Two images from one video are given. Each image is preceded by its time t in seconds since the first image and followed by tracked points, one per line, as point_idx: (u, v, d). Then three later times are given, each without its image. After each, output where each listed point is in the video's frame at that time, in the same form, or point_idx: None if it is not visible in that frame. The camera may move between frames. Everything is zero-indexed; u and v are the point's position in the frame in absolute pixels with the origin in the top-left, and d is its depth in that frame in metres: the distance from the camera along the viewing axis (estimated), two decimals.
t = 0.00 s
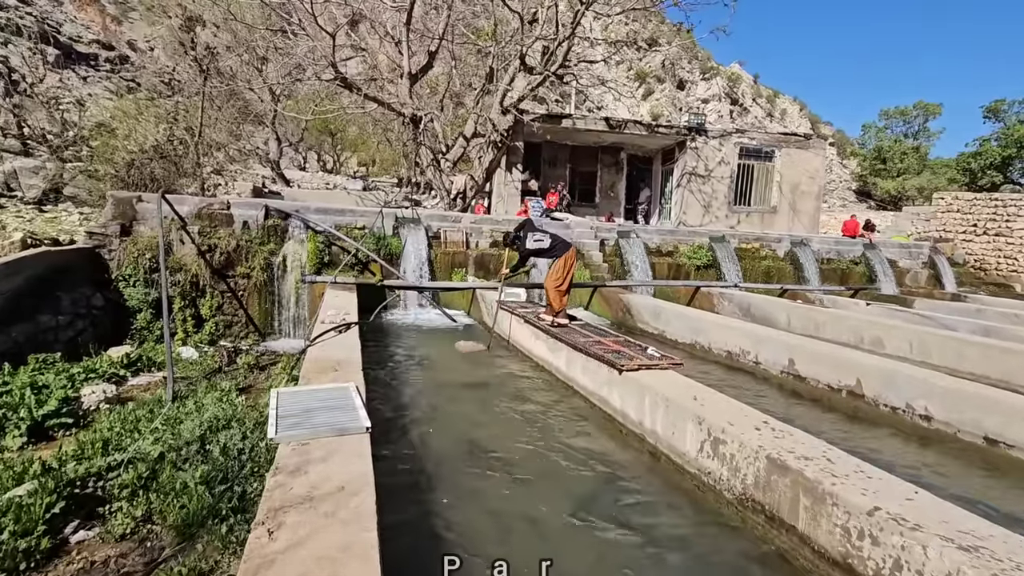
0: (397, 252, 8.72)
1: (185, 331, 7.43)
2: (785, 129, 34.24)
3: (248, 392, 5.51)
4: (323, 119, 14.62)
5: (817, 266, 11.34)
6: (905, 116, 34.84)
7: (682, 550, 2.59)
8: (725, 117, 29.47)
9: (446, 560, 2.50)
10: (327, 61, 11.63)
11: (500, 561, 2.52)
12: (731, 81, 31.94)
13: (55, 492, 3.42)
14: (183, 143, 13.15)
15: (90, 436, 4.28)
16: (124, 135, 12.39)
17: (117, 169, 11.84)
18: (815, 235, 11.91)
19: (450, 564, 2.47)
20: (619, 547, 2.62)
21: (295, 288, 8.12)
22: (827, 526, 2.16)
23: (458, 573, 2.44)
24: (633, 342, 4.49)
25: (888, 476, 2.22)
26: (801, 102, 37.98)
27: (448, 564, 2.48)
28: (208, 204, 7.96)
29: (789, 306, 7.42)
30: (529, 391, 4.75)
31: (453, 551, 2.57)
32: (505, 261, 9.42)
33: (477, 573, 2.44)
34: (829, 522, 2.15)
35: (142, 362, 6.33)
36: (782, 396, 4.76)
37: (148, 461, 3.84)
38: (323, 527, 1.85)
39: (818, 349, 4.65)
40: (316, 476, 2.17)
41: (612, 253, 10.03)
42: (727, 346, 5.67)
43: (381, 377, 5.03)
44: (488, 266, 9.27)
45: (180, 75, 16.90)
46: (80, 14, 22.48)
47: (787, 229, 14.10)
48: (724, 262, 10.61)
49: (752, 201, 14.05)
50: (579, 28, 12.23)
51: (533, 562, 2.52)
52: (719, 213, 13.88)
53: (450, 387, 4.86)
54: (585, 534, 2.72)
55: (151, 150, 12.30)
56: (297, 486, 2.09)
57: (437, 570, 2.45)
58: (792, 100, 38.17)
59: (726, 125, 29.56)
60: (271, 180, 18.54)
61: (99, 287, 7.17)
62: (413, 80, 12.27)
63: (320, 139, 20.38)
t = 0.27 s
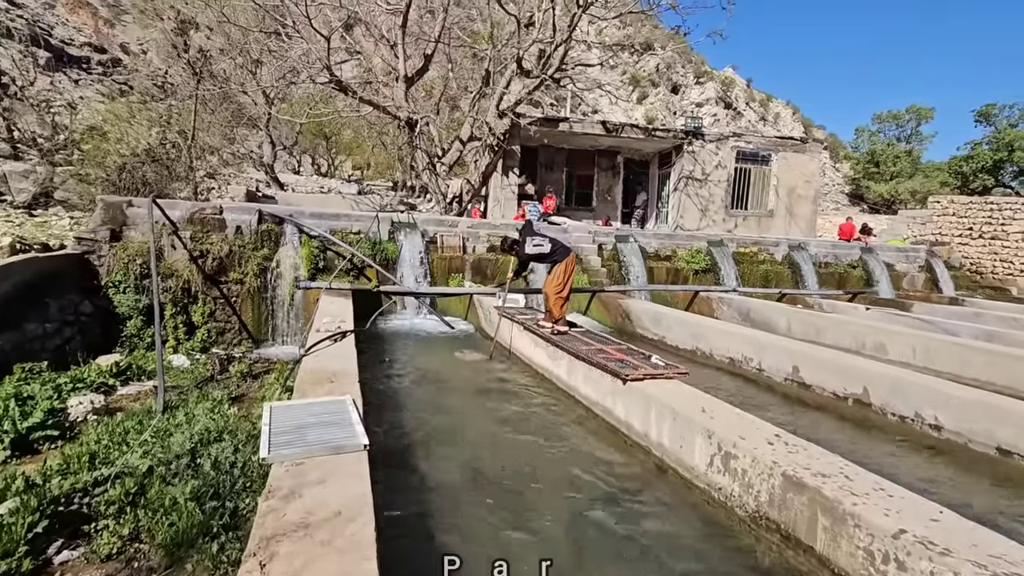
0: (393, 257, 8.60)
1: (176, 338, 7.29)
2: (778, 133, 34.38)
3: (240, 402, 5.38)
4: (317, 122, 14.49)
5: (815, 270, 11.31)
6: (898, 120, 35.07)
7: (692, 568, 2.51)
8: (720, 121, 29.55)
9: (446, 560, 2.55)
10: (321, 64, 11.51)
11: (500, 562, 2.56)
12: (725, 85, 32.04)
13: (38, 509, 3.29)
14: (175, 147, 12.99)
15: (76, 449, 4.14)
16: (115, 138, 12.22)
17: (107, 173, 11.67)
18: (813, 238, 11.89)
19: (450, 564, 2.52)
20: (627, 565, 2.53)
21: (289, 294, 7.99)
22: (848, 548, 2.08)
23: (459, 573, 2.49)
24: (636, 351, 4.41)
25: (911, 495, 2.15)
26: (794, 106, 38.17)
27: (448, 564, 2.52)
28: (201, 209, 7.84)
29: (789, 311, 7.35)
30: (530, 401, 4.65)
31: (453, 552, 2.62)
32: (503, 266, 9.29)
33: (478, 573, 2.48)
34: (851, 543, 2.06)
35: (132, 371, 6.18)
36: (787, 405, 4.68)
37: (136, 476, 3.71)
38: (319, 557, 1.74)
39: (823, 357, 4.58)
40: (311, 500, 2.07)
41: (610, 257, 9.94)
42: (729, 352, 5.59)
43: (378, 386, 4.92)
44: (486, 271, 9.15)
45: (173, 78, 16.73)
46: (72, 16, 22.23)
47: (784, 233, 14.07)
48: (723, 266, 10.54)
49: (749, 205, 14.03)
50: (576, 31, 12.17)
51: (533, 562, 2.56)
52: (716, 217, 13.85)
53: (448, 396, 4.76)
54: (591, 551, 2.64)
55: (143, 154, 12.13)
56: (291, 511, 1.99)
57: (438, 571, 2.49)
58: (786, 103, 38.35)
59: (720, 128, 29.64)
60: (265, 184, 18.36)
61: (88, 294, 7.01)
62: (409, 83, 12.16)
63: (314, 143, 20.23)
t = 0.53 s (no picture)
0: (386, 263, 8.47)
1: (163, 347, 7.11)
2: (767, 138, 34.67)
3: (228, 414, 5.23)
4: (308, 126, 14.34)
5: (809, 275, 11.32)
6: (885, 126, 35.50)
7: None
8: (709, 126, 29.71)
9: (446, 560, 2.58)
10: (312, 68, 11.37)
11: (500, 562, 2.60)
12: (715, 91, 32.26)
13: (13, 531, 3.13)
14: (163, 151, 12.79)
15: (56, 465, 3.98)
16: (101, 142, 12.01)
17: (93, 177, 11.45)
18: (806, 243, 11.91)
19: (450, 564, 2.55)
20: None
21: (280, 302, 7.84)
22: (866, 571, 2.00)
23: (460, 572, 2.52)
24: (636, 360, 4.32)
25: (933, 516, 2.07)
26: (782, 112, 38.51)
27: (448, 564, 2.55)
28: (188, 214, 7.64)
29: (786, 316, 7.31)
30: (527, 412, 4.54)
31: (453, 552, 2.65)
32: (497, 272, 9.26)
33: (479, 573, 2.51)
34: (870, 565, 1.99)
35: (116, 381, 6.00)
36: (788, 414, 4.61)
37: (119, 494, 3.56)
38: None
39: (824, 365, 4.52)
40: (303, 528, 1.95)
41: (604, 262, 9.87)
42: (728, 359, 5.52)
43: (371, 396, 4.80)
44: (479, 277, 9.13)
45: (162, 81, 16.50)
46: (59, 19, 21.94)
47: (776, 238, 14.10)
48: (717, 271, 10.54)
49: (742, 210, 14.06)
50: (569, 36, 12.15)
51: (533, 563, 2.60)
52: (710, 222, 13.85)
53: (444, 406, 4.66)
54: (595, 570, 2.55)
55: (130, 158, 11.92)
56: (281, 541, 1.87)
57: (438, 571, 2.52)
58: (774, 109, 38.70)
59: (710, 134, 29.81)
60: (255, 188, 18.15)
61: (71, 301, 6.81)
62: (401, 87, 12.05)
63: (305, 147, 20.05)
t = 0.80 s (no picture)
0: (376, 267, 8.32)
1: (146, 355, 6.91)
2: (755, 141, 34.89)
3: (214, 425, 5.06)
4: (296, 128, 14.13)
5: (801, 277, 11.33)
6: (871, 128, 35.89)
7: None
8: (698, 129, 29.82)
9: (446, 560, 2.63)
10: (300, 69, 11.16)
11: (500, 562, 2.64)
12: (703, 94, 32.41)
13: None
14: (148, 153, 12.51)
15: (30, 481, 3.79)
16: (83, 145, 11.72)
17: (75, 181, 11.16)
18: (798, 245, 11.92)
19: (450, 564, 2.60)
20: None
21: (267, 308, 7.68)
22: None
23: (459, 572, 2.57)
24: (635, 367, 4.23)
25: (956, 536, 1.99)
26: (770, 115, 38.81)
27: (448, 564, 2.60)
28: (172, 218, 7.46)
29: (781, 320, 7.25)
30: (524, 421, 4.43)
31: (453, 551, 2.70)
32: (489, 277, 9.11)
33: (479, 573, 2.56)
34: None
35: (96, 392, 5.80)
36: (788, 420, 4.55)
37: (96, 512, 3.39)
38: None
39: (825, 370, 4.45)
40: (292, 557, 1.83)
41: (598, 265, 9.78)
42: (725, 364, 5.44)
43: (363, 405, 4.68)
44: (471, 281, 8.98)
45: (146, 83, 16.18)
46: (41, 20, 21.49)
47: (768, 240, 14.12)
48: (711, 274, 10.52)
49: (733, 212, 14.06)
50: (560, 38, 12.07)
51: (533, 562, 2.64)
52: (702, 224, 13.83)
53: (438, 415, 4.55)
54: None
55: (112, 160, 11.61)
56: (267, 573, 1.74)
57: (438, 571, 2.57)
58: (762, 112, 38.97)
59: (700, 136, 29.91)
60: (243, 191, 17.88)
61: (49, 308, 6.60)
62: (391, 89, 11.89)
63: (294, 149, 19.79)
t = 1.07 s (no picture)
0: (366, 269, 8.17)
1: (130, 360, 6.72)
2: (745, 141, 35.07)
3: (200, 434, 4.92)
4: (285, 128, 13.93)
5: (792, 277, 11.36)
6: (859, 128, 36.23)
7: None
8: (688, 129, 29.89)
9: (446, 560, 2.67)
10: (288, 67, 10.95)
11: (500, 562, 2.68)
12: (693, 95, 32.50)
13: None
14: (132, 153, 12.26)
15: (5, 497, 3.63)
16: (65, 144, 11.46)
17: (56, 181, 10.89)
18: (789, 245, 11.93)
19: (450, 563, 2.64)
20: None
21: (254, 311, 7.51)
22: None
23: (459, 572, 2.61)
24: (632, 373, 4.16)
25: (972, 552, 1.94)
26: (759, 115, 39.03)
27: (448, 564, 2.64)
28: (156, 220, 7.31)
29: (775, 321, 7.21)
30: (520, 427, 4.37)
31: (453, 551, 2.74)
32: (482, 279, 9.02)
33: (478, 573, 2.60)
34: None
35: (77, 399, 5.61)
36: (785, 424, 4.51)
37: (75, 529, 3.24)
38: None
39: (823, 375, 4.40)
40: None
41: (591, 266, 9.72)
42: (721, 368, 5.39)
43: (355, 412, 4.58)
44: (463, 283, 8.92)
45: (131, 81, 15.87)
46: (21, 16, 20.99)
47: (759, 240, 14.14)
48: (704, 274, 10.52)
49: (725, 212, 14.07)
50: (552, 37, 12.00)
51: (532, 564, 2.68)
52: (694, 224, 13.81)
53: (432, 422, 4.46)
54: None
55: (95, 160, 11.33)
56: None
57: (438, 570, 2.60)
58: (751, 113, 39.18)
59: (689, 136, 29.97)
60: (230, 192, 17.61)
61: (28, 314, 6.41)
62: (381, 88, 11.73)
63: (282, 149, 19.53)
